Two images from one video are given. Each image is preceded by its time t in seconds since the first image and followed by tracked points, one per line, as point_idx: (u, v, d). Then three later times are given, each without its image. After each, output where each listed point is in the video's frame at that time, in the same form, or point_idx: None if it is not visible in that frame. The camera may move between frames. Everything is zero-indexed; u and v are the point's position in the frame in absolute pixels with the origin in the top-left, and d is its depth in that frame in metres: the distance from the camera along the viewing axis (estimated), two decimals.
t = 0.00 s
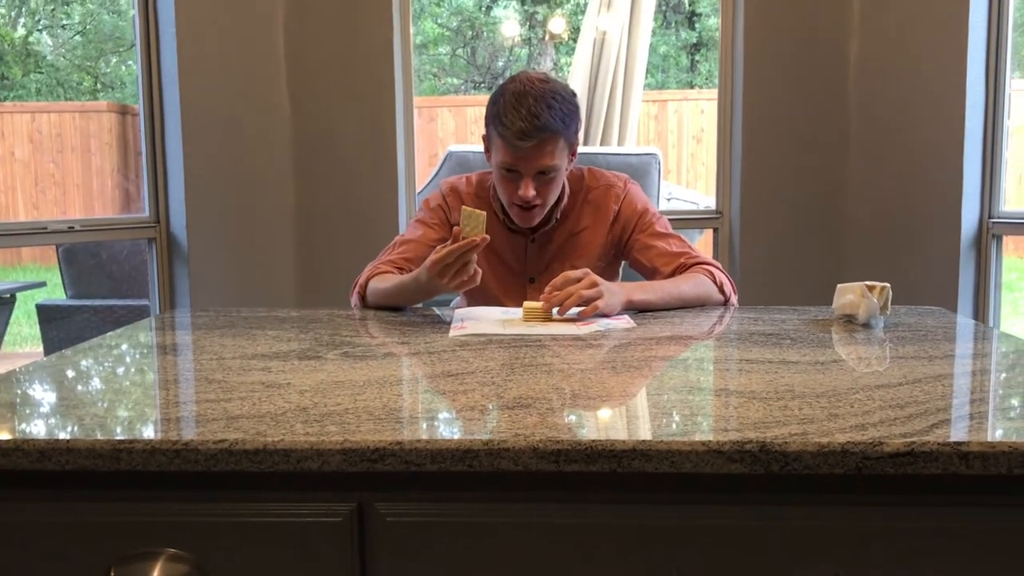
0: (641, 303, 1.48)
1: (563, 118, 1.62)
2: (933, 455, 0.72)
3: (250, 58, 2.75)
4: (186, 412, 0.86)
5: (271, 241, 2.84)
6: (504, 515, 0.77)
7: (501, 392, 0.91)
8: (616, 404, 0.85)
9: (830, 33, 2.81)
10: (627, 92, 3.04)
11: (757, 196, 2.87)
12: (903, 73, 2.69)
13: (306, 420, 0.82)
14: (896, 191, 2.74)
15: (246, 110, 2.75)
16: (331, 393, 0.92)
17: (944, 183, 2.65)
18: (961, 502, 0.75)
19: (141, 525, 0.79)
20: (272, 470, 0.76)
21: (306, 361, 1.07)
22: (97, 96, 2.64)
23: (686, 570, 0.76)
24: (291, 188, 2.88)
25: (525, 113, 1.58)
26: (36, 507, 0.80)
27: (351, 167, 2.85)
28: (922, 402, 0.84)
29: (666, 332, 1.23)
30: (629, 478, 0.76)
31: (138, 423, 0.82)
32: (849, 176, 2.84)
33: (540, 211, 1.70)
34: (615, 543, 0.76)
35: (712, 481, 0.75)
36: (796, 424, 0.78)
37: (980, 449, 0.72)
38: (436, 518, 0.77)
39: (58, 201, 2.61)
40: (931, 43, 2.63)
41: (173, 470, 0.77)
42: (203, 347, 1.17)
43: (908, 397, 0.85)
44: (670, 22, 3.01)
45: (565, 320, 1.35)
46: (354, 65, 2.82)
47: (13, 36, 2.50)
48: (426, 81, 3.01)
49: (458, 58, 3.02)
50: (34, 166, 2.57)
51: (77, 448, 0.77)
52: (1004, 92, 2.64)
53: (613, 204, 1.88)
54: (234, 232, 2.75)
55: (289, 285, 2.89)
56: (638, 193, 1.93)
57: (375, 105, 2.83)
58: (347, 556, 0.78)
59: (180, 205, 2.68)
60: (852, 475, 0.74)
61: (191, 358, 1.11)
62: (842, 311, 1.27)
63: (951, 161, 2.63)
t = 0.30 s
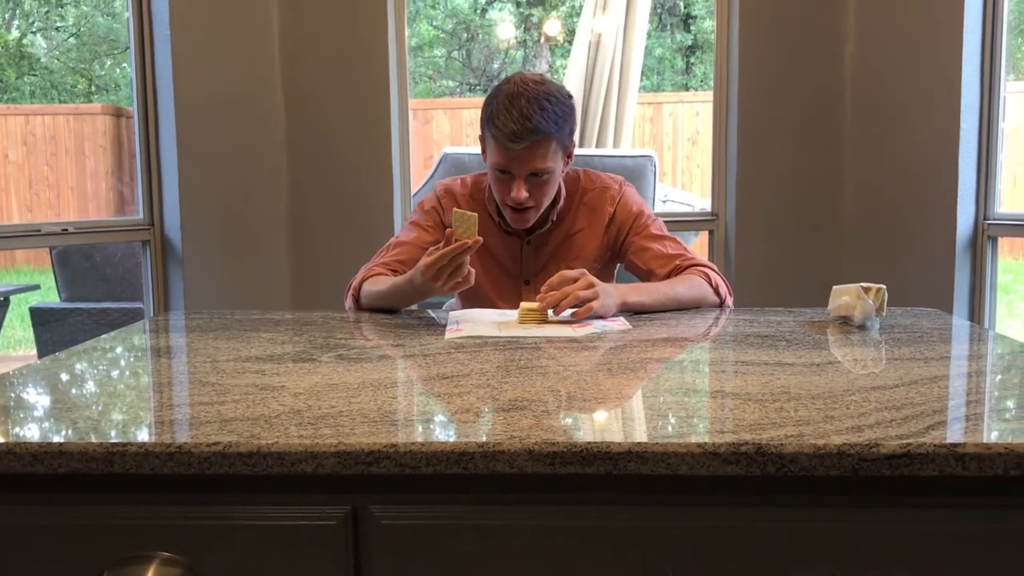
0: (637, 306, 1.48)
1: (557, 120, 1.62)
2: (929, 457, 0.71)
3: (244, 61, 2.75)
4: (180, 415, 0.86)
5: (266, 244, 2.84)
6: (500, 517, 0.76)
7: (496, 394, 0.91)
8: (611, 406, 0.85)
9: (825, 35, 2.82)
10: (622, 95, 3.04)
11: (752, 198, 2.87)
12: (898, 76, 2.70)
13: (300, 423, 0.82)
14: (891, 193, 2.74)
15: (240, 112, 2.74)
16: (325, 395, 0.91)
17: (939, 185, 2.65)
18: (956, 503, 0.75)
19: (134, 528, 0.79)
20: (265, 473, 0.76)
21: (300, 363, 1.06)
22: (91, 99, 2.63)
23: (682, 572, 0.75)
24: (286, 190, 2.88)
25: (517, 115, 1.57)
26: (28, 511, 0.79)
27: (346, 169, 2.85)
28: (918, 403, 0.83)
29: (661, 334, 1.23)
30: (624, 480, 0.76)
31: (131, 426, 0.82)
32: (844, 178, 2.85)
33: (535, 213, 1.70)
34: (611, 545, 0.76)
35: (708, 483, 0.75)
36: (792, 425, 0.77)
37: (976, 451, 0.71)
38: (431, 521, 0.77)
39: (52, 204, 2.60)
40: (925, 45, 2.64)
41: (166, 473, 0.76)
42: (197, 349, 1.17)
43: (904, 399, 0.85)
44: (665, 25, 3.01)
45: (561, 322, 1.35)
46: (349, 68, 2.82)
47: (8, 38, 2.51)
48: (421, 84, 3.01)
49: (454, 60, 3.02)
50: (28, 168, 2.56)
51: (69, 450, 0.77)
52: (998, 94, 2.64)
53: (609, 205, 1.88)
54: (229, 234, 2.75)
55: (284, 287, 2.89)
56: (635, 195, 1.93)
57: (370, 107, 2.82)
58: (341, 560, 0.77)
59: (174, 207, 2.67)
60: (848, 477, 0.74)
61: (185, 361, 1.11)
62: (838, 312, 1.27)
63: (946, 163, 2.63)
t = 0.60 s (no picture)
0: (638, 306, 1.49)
1: (553, 123, 1.62)
2: (924, 460, 0.72)
3: (239, 65, 2.75)
4: (178, 419, 0.86)
5: (261, 247, 2.83)
6: (498, 521, 0.77)
7: (493, 397, 0.91)
8: (608, 409, 0.85)
9: (818, 38, 2.83)
10: (617, 98, 3.05)
11: (746, 201, 2.88)
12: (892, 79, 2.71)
13: (297, 427, 0.82)
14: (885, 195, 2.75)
15: (235, 116, 2.74)
16: (322, 399, 0.91)
17: (933, 187, 2.66)
18: (952, 505, 0.75)
19: (132, 533, 0.78)
20: (264, 477, 0.76)
21: (297, 367, 1.06)
22: (86, 102, 2.63)
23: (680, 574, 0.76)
24: (282, 194, 2.87)
25: (514, 119, 1.57)
26: (26, 517, 0.79)
27: (341, 172, 2.85)
28: (913, 406, 0.84)
29: (657, 337, 1.23)
30: (622, 484, 0.76)
31: (128, 431, 0.82)
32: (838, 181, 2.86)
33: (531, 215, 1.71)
34: (609, 549, 0.76)
35: (705, 485, 0.75)
36: (788, 428, 0.78)
37: (971, 453, 0.72)
38: (430, 524, 0.77)
39: (46, 208, 2.59)
40: (918, 48, 2.65)
41: (164, 478, 0.77)
42: (193, 354, 1.17)
43: (900, 401, 0.86)
44: (660, 28, 3.02)
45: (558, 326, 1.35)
46: (345, 71, 2.82)
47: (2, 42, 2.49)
48: (416, 87, 3.01)
49: (448, 63, 3.02)
50: (23, 172, 2.55)
51: (67, 455, 0.76)
52: (992, 96, 2.64)
53: (604, 209, 1.89)
54: (225, 238, 2.75)
55: (280, 291, 2.89)
56: (631, 200, 1.94)
57: (366, 110, 2.83)
58: (339, 563, 0.77)
59: (169, 211, 2.67)
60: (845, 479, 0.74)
61: (181, 365, 1.10)
62: (833, 315, 1.28)
63: (940, 166, 2.63)
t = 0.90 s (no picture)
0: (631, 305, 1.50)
1: (543, 132, 1.62)
2: (911, 461, 0.72)
3: (231, 68, 2.75)
4: (169, 423, 0.86)
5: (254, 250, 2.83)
6: (489, 523, 0.77)
7: (484, 400, 0.91)
8: (598, 412, 0.86)
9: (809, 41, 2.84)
10: (609, 100, 3.06)
11: (739, 202, 2.89)
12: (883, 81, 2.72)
13: (288, 430, 0.82)
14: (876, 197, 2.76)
15: (227, 119, 2.74)
16: (313, 402, 0.92)
17: (924, 188, 2.67)
18: (940, 505, 0.76)
19: (123, 537, 0.79)
20: (253, 480, 0.76)
21: (288, 371, 1.06)
22: (78, 105, 2.63)
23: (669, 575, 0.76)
24: (275, 196, 2.87)
25: (505, 130, 1.57)
26: (16, 521, 0.79)
27: (335, 175, 2.85)
28: (902, 407, 0.84)
29: (648, 339, 1.23)
30: (611, 485, 0.76)
31: (120, 435, 0.82)
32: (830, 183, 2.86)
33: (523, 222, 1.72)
34: (599, 550, 0.76)
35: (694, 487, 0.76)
36: (776, 430, 0.78)
37: (958, 454, 0.72)
38: (420, 526, 0.77)
39: (39, 211, 2.59)
40: (909, 51, 2.66)
41: (154, 481, 0.77)
42: (185, 357, 1.17)
43: (888, 403, 0.86)
44: (652, 30, 3.03)
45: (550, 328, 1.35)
46: (338, 74, 2.82)
47: None
48: (410, 89, 3.01)
49: (442, 66, 3.02)
50: (15, 175, 2.55)
51: (57, 459, 0.77)
52: (982, 98, 2.66)
53: (596, 214, 1.90)
54: (218, 241, 2.74)
55: (273, 293, 2.89)
56: (623, 203, 1.95)
57: (359, 113, 2.83)
58: (330, 566, 0.78)
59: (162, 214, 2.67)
60: (832, 480, 0.75)
61: (173, 369, 1.11)
62: (823, 317, 1.28)
63: (931, 168, 2.65)
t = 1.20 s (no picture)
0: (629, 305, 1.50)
1: (532, 146, 1.61)
2: (904, 459, 0.72)
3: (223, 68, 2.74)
4: (161, 423, 0.85)
5: (247, 250, 2.82)
6: (483, 522, 0.77)
7: (478, 399, 0.91)
8: (592, 411, 0.85)
9: (801, 41, 2.85)
10: (603, 99, 3.06)
11: (731, 203, 2.89)
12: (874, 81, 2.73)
13: (281, 430, 0.82)
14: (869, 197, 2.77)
15: (219, 118, 2.73)
16: (306, 402, 0.91)
17: (916, 188, 2.67)
18: (934, 503, 0.76)
19: (115, 538, 0.78)
20: (246, 480, 0.75)
21: (281, 371, 1.06)
22: (70, 105, 2.62)
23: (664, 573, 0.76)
24: (268, 196, 2.87)
25: (496, 151, 1.56)
26: (8, 522, 0.79)
27: (327, 175, 2.84)
28: (895, 406, 0.84)
29: (642, 339, 1.23)
30: (605, 485, 0.76)
31: (112, 435, 0.81)
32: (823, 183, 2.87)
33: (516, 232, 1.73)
34: (593, 550, 0.76)
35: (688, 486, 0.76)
36: (770, 429, 0.78)
37: (951, 452, 0.72)
38: (414, 526, 0.77)
39: (30, 212, 2.59)
40: (901, 51, 2.67)
41: (146, 482, 0.76)
42: (178, 357, 1.17)
43: (881, 402, 0.86)
44: (645, 30, 3.03)
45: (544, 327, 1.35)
46: (330, 73, 2.82)
47: None
48: (403, 89, 3.01)
49: (435, 66, 3.02)
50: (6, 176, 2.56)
51: (49, 459, 0.76)
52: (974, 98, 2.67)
53: (586, 215, 1.90)
54: (210, 240, 2.74)
55: (265, 293, 2.88)
56: (612, 203, 1.95)
57: (351, 112, 2.82)
58: (323, 566, 0.77)
59: (154, 214, 2.66)
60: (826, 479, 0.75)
61: (166, 369, 1.10)
62: (816, 316, 1.29)
63: (923, 167, 2.65)
